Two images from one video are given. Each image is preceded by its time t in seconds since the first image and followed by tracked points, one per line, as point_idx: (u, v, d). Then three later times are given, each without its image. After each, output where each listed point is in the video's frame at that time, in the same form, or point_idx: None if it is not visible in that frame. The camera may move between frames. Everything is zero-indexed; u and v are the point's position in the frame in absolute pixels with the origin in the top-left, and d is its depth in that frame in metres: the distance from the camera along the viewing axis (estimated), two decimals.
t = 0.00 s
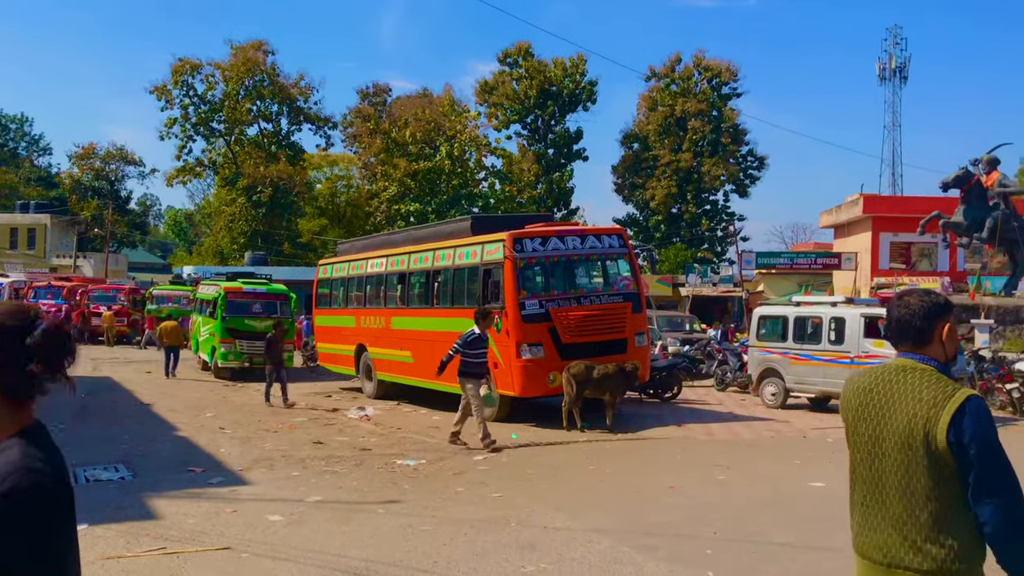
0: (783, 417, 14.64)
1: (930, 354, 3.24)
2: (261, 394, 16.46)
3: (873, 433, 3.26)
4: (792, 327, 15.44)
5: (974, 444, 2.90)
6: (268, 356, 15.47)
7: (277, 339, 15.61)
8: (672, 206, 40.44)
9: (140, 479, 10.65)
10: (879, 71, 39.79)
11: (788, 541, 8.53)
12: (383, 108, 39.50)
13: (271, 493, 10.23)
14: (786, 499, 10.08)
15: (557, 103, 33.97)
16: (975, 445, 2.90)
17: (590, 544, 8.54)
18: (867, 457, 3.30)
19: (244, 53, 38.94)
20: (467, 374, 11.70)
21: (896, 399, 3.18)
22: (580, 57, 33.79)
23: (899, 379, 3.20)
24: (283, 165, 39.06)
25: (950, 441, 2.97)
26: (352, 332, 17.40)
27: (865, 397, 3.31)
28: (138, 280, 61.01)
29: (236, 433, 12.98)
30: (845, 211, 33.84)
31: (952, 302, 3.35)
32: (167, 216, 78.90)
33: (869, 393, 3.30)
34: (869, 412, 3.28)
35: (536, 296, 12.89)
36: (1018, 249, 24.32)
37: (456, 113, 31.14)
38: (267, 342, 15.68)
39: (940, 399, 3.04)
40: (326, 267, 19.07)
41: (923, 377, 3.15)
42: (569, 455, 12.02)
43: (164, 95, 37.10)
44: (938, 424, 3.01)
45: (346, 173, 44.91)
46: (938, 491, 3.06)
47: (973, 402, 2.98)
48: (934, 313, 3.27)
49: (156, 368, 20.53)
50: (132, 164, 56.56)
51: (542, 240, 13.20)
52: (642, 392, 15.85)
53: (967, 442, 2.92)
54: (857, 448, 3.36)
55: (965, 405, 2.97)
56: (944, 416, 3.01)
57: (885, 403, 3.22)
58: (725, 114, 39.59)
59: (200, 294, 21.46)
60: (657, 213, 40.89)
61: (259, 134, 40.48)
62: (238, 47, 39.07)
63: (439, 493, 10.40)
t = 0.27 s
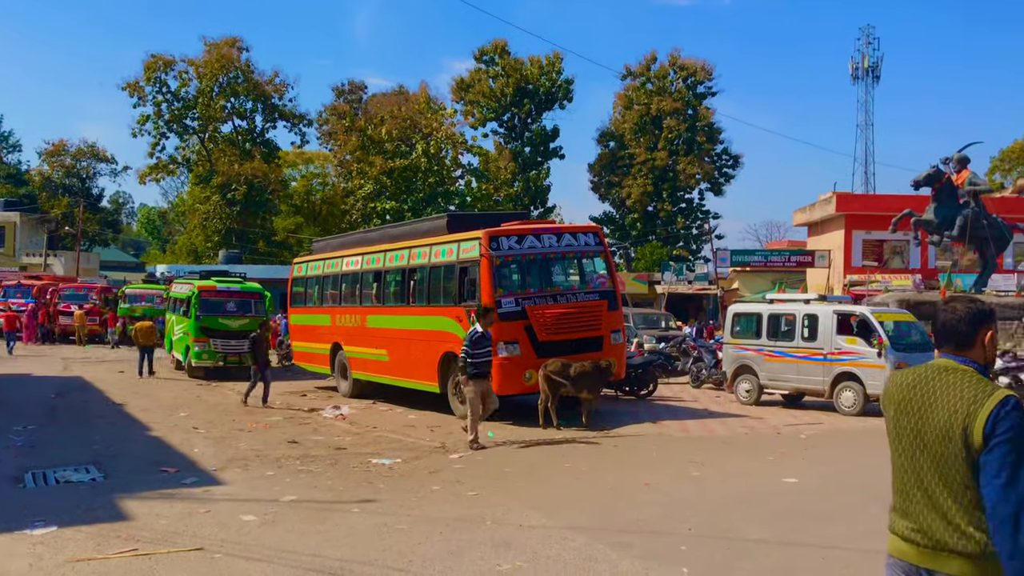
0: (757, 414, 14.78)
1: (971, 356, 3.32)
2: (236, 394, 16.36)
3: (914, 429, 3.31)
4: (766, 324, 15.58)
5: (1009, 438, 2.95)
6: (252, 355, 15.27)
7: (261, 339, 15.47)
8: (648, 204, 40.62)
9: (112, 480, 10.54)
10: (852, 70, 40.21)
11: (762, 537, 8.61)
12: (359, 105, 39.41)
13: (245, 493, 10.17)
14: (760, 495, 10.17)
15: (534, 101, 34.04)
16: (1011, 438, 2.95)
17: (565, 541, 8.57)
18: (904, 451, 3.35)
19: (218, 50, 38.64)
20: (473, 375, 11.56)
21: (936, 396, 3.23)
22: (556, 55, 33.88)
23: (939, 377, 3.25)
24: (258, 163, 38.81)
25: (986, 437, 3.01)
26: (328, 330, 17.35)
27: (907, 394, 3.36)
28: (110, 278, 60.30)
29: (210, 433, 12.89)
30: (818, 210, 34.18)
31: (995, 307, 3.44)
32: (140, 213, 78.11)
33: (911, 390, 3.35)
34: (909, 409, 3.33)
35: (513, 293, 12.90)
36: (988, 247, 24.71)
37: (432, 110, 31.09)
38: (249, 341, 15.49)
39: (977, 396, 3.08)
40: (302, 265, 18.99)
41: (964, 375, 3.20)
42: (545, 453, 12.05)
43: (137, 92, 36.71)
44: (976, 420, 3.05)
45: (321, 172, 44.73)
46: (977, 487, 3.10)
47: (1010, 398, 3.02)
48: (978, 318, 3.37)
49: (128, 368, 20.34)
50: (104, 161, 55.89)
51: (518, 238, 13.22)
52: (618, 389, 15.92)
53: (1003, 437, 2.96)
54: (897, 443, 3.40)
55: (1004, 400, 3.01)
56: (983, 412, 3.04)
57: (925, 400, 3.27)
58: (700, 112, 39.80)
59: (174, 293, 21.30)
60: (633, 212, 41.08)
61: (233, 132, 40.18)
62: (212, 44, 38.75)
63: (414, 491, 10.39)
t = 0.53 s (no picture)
0: (729, 411, 14.92)
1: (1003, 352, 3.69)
2: (207, 395, 16.24)
3: (952, 421, 3.63)
4: (737, 322, 15.72)
5: None
6: (229, 354, 15.14)
7: (239, 338, 15.34)
8: (621, 203, 40.79)
9: (79, 482, 10.42)
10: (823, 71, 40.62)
11: (731, 533, 8.70)
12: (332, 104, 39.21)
13: (214, 495, 10.10)
14: (730, 491, 10.27)
15: (507, 100, 34.05)
16: None
17: (536, 540, 8.60)
18: (945, 442, 3.67)
19: (188, 47, 38.24)
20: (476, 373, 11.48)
21: (974, 390, 3.56)
22: (530, 54, 33.90)
23: (975, 374, 3.59)
24: (229, 161, 38.47)
25: None
26: (299, 330, 17.27)
27: (944, 389, 3.68)
28: (78, 278, 59.44)
29: (180, 434, 12.79)
30: (789, 209, 34.51)
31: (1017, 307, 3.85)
32: (110, 212, 77.11)
33: (947, 385, 3.68)
34: (946, 402, 3.65)
35: (486, 292, 12.91)
36: (955, 245, 25.10)
37: (405, 108, 30.95)
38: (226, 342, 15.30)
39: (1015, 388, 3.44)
40: (273, 264, 18.87)
41: (1000, 371, 3.55)
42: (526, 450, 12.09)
43: (105, 89, 36.22)
44: (1015, 410, 3.41)
45: (294, 171, 44.43)
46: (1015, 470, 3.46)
47: None
48: (1006, 316, 3.75)
49: (97, 368, 20.12)
50: (71, 159, 55.08)
51: (491, 237, 13.21)
52: (591, 388, 15.99)
53: None
54: (935, 433, 3.72)
55: None
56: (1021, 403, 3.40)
57: (963, 394, 3.60)
58: (673, 112, 40.01)
59: (143, 293, 21.10)
60: (607, 211, 41.23)
61: (204, 130, 39.78)
62: (182, 41, 38.33)
63: (386, 491, 10.37)
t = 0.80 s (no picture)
0: (696, 408, 15.05)
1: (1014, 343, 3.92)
2: (173, 394, 16.07)
3: (966, 407, 3.83)
4: (705, 319, 15.85)
5: None
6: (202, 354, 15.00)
7: (211, 338, 15.26)
8: (592, 201, 40.95)
9: (40, 483, 10.26)
10: (790, 70, 41.07)
11: (697, 528, 8.78)
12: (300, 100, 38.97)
13: (179, 495, 9.99)
14: (697, 487, 10.37)
15: (477, 97, 34.04)
16: None
17: (504, 537, 8.61)
18: (956, 427, 3.87)
19: (154, 42, 37.75)
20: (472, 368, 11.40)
21: (988, 378, 3.77)
22: (499, 51, 33.92)
23: (989, 362, 3.80)
24: (195, 158, 38.08)
25: None
26: (267, 328, 17.16)
27: (959, 378, 3.88)
28: (40, 276, 58.45)
29: (145, 433, 12.64)
30: (756, 207, 34.84)
31: None
32: (73, 208, 75.87)
33: (962, 374, 3.88)
34: (961, 390, 3.85)
35: (455, 290, 12.88)
36: (919, 242, 25.52)
37: (374, 105, 30.79)
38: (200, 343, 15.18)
39: None
40: (240, 261, 18.70)
41: (1011, 360, 3.77)
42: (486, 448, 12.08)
43: (68, 84, 35.64)
44: None
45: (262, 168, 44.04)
46: None
47: None
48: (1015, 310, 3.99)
49: (59, 367, 19.81)
50: (32, 155, 54.11)
51: (461, 234, 13.17)
52: (561, 385, 16.06)
53: None
54: (950, 420, 3.92)
55: None
56: None
57: (977, 381, 3.80)
58: (642, 110, 40.21)
59: (107, 290, 20.81)
60: (577, 208, 41.37)
61: (170, 126, 39.31)
62: (147, 35, 37.83)
63: (354, 490, 10.34)
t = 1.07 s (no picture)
0: (666, 404, 15.18)
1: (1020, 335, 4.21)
2: (140, 393, 15.90)
3: (977, 394, 4.11)
4: (674, 316, 15.97)
5: None
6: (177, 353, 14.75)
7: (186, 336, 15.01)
8: (563, 199, 41.05)
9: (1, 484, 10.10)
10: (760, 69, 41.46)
11: (665, 524, 8.86)
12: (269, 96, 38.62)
13: (145, 495, 9.89)
14: (665, 483, 10.46)
15: (448, 94, 33.97)
16: None
17: (473, 535, 8.63)
18: (970, 413, 4.14)
19: (119, 35, 37.20)
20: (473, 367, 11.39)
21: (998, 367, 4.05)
22: (470, 48, 33.86)
23: (998, 353, 4.08)
24: (162, 154, 37.60)
25: None
26: (235, 326, 17.03)
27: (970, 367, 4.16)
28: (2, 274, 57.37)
29: (110, 433, 12.49)
30: (725, 205, 35.12)
31: None
32: (36, 205, 74.54)
33: (974, 363, 4.16)
34: (973, 378, 4.13)
35: (425, 288, 12.85)
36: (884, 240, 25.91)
37: (344, 101, 30.58)
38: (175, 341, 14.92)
39: None
40: (208, 258, 18.52)
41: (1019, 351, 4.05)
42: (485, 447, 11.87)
43: (31, 78, 35.00)
44: None
45: (230, 165, 43.56)
46: None
47: None
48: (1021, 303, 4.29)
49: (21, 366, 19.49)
50: None
51: (431, 232, 13.14)
52: (531, 382, 16.11)
53: None
54: (962, 406, 4.19)
55: None
56: None
57: (987, 370, 4.09)
58: (613, 108, 40.36)
59: (71, 288, 20.53)
60: (549, 206, 41.43)
61: (136, 121, 38.76)
62: (113, 29, 37.27)
63: (323, 488, 10.30)
